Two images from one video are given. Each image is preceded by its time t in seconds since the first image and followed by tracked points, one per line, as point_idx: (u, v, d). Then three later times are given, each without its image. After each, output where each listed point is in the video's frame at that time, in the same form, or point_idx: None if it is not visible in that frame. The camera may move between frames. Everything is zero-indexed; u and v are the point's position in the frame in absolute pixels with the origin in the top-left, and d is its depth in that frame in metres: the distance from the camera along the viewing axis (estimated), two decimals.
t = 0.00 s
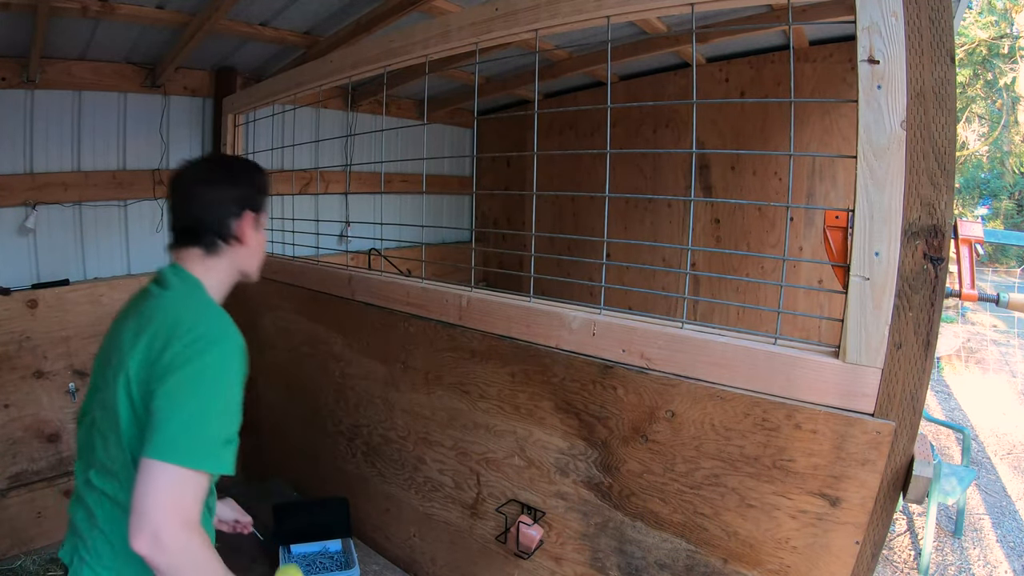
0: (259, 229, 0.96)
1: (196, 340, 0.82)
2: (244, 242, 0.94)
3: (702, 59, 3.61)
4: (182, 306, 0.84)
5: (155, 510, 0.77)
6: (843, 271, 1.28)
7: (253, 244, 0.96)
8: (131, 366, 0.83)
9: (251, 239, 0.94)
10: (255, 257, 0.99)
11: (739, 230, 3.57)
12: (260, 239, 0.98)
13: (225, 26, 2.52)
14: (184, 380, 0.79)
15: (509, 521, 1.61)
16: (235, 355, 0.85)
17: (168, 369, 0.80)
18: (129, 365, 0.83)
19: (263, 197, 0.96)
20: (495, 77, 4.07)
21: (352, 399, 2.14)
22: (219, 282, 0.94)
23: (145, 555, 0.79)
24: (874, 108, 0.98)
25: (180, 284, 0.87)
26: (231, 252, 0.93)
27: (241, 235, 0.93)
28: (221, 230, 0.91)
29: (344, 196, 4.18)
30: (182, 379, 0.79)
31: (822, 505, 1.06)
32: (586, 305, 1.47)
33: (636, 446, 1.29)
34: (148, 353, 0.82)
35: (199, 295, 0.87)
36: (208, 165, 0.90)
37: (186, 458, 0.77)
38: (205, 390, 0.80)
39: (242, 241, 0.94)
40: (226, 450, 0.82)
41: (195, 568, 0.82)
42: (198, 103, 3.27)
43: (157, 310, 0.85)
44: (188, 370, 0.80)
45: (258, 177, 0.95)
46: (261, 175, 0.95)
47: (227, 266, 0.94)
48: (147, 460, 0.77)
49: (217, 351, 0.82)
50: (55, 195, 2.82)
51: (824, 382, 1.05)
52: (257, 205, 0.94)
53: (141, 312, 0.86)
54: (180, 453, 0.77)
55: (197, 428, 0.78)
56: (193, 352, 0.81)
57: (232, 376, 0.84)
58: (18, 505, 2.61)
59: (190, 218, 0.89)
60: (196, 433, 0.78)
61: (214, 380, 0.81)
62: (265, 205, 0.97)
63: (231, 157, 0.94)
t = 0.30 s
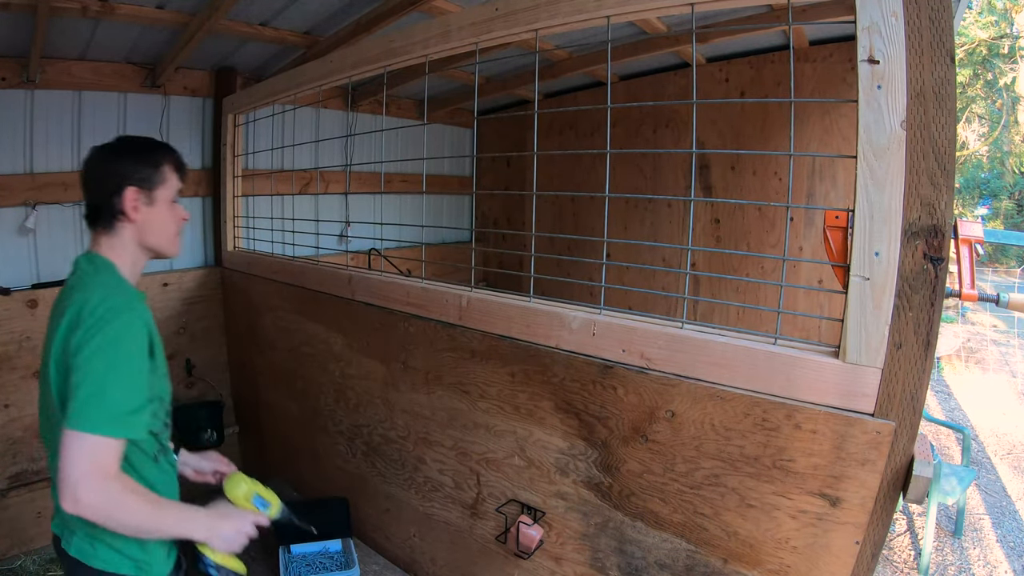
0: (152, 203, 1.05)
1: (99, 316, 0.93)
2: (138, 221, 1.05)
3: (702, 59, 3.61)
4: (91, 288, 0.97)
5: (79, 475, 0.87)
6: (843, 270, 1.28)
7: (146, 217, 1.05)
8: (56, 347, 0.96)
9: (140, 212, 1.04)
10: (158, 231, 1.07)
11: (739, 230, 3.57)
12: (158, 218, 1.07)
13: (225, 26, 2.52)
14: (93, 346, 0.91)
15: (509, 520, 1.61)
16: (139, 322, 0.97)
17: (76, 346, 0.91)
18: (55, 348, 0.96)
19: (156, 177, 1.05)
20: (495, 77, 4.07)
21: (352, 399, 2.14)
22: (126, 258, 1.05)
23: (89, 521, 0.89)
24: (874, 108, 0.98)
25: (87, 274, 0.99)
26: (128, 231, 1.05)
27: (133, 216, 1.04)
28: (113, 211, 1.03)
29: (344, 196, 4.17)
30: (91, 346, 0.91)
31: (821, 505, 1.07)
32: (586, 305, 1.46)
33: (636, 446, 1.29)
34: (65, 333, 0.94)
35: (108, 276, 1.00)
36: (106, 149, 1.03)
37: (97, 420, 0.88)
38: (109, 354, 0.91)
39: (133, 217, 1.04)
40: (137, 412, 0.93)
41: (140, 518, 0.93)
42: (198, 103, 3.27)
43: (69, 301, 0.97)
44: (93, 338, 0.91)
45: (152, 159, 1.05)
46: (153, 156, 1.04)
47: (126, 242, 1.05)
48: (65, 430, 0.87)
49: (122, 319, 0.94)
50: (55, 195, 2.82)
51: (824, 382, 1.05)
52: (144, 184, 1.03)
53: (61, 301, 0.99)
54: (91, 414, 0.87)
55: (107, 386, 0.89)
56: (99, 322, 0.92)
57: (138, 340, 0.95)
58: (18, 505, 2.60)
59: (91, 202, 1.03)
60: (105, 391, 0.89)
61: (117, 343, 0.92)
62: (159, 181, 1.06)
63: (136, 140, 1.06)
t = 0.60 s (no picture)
0: (100, 194, 1.17)
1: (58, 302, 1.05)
2: (89, 210, 1.16)
3: (702, 59, 3.61)
4: (51, 277, 1.10)
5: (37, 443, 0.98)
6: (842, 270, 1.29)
7: (94, 206, 1.16)
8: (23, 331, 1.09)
9: (88, 202, 1.16)
10: (109, 219, 1.18)
11: (739, 230, 3.57)
12: (107, 206, 1.18)
13: (225, 26, 2.52)
14: (49, 326, 1.03)
15: (509, 520, 1.61)
16: (93, 304, 1.09)
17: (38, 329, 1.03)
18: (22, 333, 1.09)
19: (104, 167, 1.16)
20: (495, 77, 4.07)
21: (352, 399, 2.14)
22: (84, 246, 1.18)
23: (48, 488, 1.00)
24: (874, 108, 0.98)
25: (51, 265, 1.12)
26: (83, 220, 1.17)
27: (83, 206, 1.16)
28: (67, 202, 1.16)
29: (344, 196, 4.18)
30: (47, 326, 1.03)
31: (821, 505, 1.07)
32: (586, 305, 1.46)
33: (636, 446, 1.29)
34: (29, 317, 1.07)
35: (70, 264, 1.13)
36: (65, 140, 1.16)
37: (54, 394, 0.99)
38: (63, 333, 1.03)
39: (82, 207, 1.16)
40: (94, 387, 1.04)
41: (97, 480, 1.04)
42: (198, 103, 3.27)
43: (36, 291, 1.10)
44: (50, 319, 1.03)
45: (101, 149, 1.16)
46: (103, 146, 1.15)
47: (83, 230, 1.17)
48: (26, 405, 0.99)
49: (77, 302, 1.06)
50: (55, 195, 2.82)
51: (825, 382, 1.05)
52: (91, 175, 1.14)
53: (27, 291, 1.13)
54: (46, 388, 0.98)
55: (62, 360, 1.01)
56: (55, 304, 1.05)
57: (93, 319, 1.08)
58: (19, 505, 2.60)
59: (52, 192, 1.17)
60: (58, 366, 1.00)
61: (71, 323, 1.04)
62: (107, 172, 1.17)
63: (94, 132, 1.18)
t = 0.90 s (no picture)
0: (95, 193, 1.16)
1: (55, 304, 1.05)
2: (84, 210, 1.16)
3: (702, 59, 3.61)
4: (48, 278, 1.10)
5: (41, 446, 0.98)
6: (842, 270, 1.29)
7: (89, 205, 1.16)
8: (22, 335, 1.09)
9: (83, 201, 1.15)
10: (104, 218, 1.18)
11: (739, 230, 3.57)
12: (102, 205, 1.17)
13: (225, 26, 2.52)
14: (49, 328, 1.03)
15: (509, 520, 1.61)
16: (91, 304, 1.09)
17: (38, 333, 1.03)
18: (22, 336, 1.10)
19: (99, 166, 1.15)
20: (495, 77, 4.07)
21: (352, 399, 2.14)
22: (78, 244, 1.18)
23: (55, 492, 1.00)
24: (874, 108, 0.98)
25: (48, 268, 1.12)
26: (77, 219, 1.17)
27: (79, 205, 1.16)
28: (63, 201, 1.16)
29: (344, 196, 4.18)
30: (47, 328, 1.03)
31: (821, 505, 1.07)
32: (586, 305, 1.46)
33: (635, 446, 1.29)
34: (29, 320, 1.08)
35: (66, 263, 1.13)
36: (60, 140, 1.16)
37: (58, 399, 0.99)
38: (63, 335, 1.03)
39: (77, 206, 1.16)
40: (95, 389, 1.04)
41: (105, 479, 1.05)
42: (198, 103, 3.27)
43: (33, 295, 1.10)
44: (49, 320, 1.04)
45: (95, 149, 1.15)
46: (97, 145, 1.15)
47: (78, 229, 1.17)
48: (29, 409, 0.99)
49: (74, 304, 1.06)
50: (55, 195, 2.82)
51: (824, 382, 1.05)
52: (86, 174, 1.14)
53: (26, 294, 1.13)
54: (48, 391, 0.99)
55: (63, 362, 1.01)
56: (53, 305, 1.05)
57: (91, 320, 1.08)
58: (19, 505, 2.60)
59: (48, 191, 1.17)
60: (59, 369, 1.00)
61: (69, 324, 1.04)
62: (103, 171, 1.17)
63: (89, 131, 1.18)
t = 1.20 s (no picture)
0: (127, 199, 1.20)
1: (73, 307, 1.05)
2: (113, 212, 1.18)
3: (702, 59, 3.61)
4: (62, 279, 1.09)
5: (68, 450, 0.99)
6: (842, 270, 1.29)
7: (121, 210, 1.19)
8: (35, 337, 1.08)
9: (117, 205, 1.18)
10: (128, 223, 1.22)
11: (739, 230, 3.57)
12: (128, 208, 1.21)
13: (225, 26, 2.52)
14: (69, 330, 1.03)
15: (509, 520, 1.61)
16: (109, 305, 1.10)
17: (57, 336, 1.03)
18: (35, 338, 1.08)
19: (133, 174, 1.20)
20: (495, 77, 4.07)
21: (352, 399, 2.14)
22: (99, 245, 1.18)
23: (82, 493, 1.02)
24: (874, 108, 0.98)
25: (60, 269, 1.11)
26: (102, 221, 1.18)
27: (111, 208, 1.18)
28: (92, 201, 1.15)
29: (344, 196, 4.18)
30: (68, 330, 1.03)
31: (821, 505, 1.07)
32: (586, 305, 1.46)
33: (636, 446, 1.29)
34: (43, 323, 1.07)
35: (81, 264, 1.13)
36: (79, 140, 1.15)
37: (82, 402, 1.00)
38: (85, 337, 1.03)
39: (109, 209, 1.18)
40: (116, 391, 1.05)
41: (123, 476, 1.07)
42: (198, 103, 3.27)
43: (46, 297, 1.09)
44: (70, 322, 1.04)
45: (128, 154, 1.19)
46: (131, 153, 1.20)
47: (103, 231, 1.18)
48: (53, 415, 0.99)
49: (92, 306, 1.06)
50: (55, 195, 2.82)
51: (825, 382, 1.05)
52: (126, 180, 1.18)
53: (34, 295, 1.12)
54: (73, 395, 0.99)
55: (88, 364, 1.02)
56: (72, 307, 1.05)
57: (109, 322, 1.08)
58: (19, 505, 2.61)
59: (61, 189, 1.14)
60: (84, 371, 1.01)
61: (91, 326, 1.05)
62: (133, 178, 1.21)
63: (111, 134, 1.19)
